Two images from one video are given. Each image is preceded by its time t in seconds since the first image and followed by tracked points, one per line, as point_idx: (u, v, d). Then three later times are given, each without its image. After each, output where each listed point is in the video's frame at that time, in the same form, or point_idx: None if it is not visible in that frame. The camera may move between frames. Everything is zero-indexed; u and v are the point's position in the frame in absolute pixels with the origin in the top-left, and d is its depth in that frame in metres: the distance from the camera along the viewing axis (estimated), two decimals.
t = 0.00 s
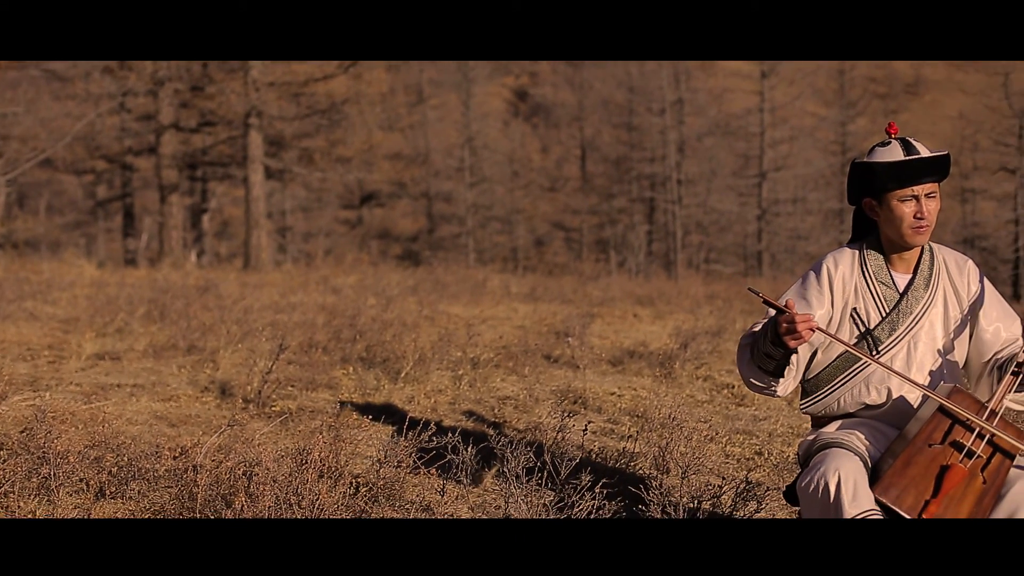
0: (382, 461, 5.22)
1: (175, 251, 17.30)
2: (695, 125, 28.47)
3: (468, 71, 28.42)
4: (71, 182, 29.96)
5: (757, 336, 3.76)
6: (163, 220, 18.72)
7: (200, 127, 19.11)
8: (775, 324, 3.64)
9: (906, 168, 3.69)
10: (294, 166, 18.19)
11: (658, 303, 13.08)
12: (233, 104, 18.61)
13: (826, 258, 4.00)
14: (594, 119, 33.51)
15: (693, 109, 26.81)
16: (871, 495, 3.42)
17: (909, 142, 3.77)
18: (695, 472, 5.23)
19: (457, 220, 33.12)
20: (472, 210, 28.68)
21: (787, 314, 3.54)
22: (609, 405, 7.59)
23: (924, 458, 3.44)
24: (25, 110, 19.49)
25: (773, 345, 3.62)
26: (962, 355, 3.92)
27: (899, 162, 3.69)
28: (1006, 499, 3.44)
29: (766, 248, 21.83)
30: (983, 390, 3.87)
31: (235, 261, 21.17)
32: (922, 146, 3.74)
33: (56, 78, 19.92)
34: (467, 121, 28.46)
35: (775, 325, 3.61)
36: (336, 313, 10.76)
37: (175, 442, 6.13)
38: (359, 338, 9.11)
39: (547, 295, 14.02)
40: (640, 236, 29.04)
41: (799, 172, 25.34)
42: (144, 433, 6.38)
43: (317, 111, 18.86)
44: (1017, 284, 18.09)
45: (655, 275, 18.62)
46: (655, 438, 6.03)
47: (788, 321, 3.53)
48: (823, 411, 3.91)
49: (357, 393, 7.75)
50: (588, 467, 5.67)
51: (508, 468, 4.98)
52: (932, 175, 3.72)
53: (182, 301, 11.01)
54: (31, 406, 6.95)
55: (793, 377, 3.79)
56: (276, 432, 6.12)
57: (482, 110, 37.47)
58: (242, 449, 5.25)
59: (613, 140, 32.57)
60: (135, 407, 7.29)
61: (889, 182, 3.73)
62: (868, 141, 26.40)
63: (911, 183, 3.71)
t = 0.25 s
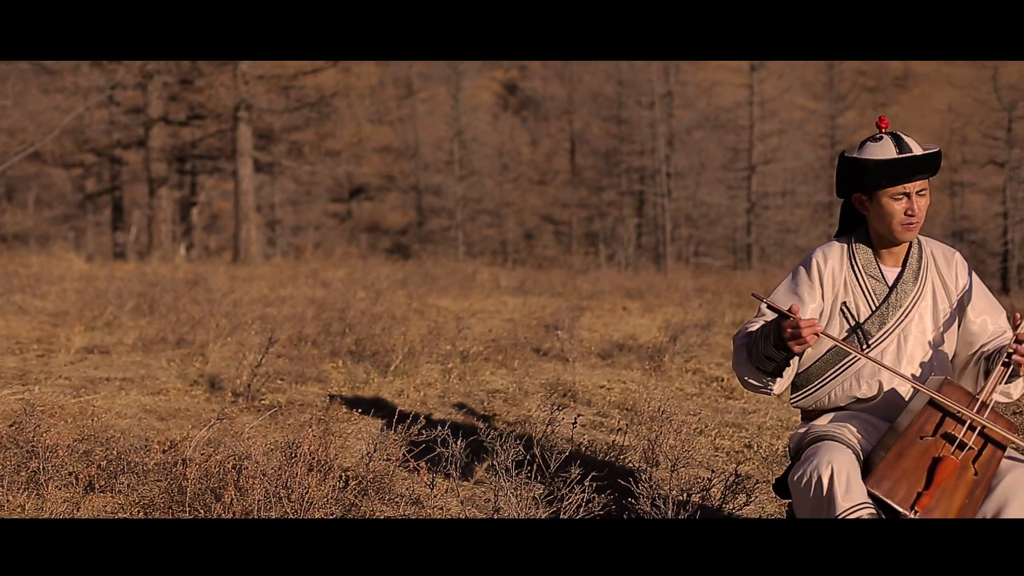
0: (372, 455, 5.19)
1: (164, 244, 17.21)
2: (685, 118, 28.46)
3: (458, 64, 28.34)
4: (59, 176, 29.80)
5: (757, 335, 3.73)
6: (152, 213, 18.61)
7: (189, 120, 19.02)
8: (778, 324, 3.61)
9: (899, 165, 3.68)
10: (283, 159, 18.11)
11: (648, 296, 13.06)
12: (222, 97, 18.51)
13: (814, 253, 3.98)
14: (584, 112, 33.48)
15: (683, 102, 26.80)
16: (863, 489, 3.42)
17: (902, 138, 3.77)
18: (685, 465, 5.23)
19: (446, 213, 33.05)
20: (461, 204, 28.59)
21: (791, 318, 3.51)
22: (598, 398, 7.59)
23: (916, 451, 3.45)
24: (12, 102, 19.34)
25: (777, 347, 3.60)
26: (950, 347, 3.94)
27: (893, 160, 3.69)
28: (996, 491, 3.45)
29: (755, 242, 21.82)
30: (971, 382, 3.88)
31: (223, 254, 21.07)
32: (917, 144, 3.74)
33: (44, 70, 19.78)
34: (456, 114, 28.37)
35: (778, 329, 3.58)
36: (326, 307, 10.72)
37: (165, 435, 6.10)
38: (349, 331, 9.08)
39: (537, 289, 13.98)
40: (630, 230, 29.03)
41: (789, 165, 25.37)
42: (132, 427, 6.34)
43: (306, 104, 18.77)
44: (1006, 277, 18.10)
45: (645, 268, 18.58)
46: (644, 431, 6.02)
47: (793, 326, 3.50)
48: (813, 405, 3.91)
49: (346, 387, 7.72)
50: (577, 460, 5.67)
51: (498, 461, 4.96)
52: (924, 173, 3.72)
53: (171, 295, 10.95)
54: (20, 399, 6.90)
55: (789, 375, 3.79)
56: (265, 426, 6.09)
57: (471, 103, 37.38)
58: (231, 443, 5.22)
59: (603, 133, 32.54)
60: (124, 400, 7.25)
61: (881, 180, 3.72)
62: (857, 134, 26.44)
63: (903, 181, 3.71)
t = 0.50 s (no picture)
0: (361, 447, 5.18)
1: (152, 237, 17.13)
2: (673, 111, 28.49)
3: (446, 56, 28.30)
4: (46, 169, 29.62)
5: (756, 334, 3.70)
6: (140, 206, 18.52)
7: (178, 113, 18.95)
8: (783, 323, 3.57)
9: (890, 170, 3.66)
10: (272, 152, 18.04)
11: (636, 289, 13.06)
12: (210, 90, 18.46)
13: (803, 247, 3.97)
14: (572, 105, 33.46)
15: (671, 95, 26.84)
16: (858, 482, 3.40)
17: (893, 139, 3.73)
18: (673, 458, 5.23)
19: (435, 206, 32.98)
20: (449, 197, 28.54)
21: (797, 323, 3.47)
22: (587, 391, 7.59)
23: (909, 442, 3.45)
24: None
25: (780, 348, 3.57)
26: (939, 340, 3.95)
27: (884, 166, 3.66)
28: (987, 481, 3.47)
29: (743, 235, 21.89)
30: (958, 371, 3.90)
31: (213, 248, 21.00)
32: (909, 147, 3.70)
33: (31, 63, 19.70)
34: (445, 107, 28.33)
35: (783, 333, 3.54)
36: (314, 300, 10.68)
37: (153, 428, 6.08)
38: (337, 324, 9.06)
39: (526, 282, 13.97)
40: (618, 222, 29.03)
41: (777, 158, 25.41)
42: (123, 421, 6.30)
43: (294, 97, 18.74)
44: (994, 270, 18.16)
45: (633, 261, 18.58)
46: (633, 424, 6.03)
47: (800, 331, 3.45)
48: (803, 399, 3.90)
49: (335, 380, 7.70)
50: (565, 452, 5.67)
51: (487, 454, 4.93)
52: (915, 178, 3.70)
53: (159, 288, 10.90)
54: (7, 394, 6.83)
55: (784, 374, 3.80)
56: (253, 419, 6.07)
57: (459, 96, 37.33)
58: (217, 437, 5.19)
59: (591, 126, 32.53)
60: (113, 394, 7.22)
61: (871, 182, 3.70)
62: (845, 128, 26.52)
63: (893, 184, 3.69)
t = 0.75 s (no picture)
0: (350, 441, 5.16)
1: (139, 231, 17.04)
2: (661, 104, 28.50)
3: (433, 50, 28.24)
4: (32, 163, 29.45)
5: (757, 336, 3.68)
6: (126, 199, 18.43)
7: (165, 107, 18.85)
8: (787, 327, 3.54)
9: (874, 171, 3.65)
10: (259, 146, 17.98)
11: (624, 283, 13.06)
12: (197, 83, 18.37)
13: (790, 242, 3.95)
14: (560, 99, 33.46)
15: (659, 89, 26.87)
16: (849, 476, 3.40)
17: (876, 138, 3.72)
18: (662, 451, 5.23)
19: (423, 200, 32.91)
20: (437, 191, 28.47)
21: (801, 326, 3.45)
22: (575, 385, 7.59)
23: (899, 436, 3.46)
24: None
25: (783, 352, 3.55)
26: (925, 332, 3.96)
27: (869, 167, 3.65)
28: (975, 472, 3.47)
29: (731, 228, 21.93)
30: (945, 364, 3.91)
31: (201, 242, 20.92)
32: (892, 147, 3.69)
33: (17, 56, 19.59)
34: (433, 101, 28.27)
35: (787, 336, 3.51)
36: (302, 294, 10.65)
37: (142, 422, 6.05)
38: (325, 318, 9.03)
39: (513, 275, 13.96)
40: (607, 216, 29.04)
41: (765, 152, 25.47)
42: (111, 415, 6.27)
43: (282, 91, 18.67)
44: (981, 263, 18.23)
45: (621, 255, 18.59)
46: (621, 417, 6.03)
47: (805, 334, 3.43)
48: (791, 394, 3.87)
49: (323, 374, 7.68)
50: (554, 446, 5.66)
51: (476, 447, 4.92)
52: (900, 177, 3.69)
53: (147, 283, 10.86)
54: None
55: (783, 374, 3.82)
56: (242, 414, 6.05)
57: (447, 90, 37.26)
58: (207, 431, 5.16)
59: (579, 120, 32.52)
60: (101, 388, 7.18)
61: (856, 182, 3.69)
62: (832, 121, 26.62)
63: (879, 183, 3.68)
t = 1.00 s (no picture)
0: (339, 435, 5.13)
1: (127, 226, 16.94)
2: (650, 98, 28.51)
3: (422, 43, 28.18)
4: (19, 157, 29.27)
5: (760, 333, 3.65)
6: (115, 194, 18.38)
7: (153, 101, 18.75)
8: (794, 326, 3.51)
9: (866, 170, 3.64)
10: (248, 140, 17.91)
11: (613, 277, 13.06)
12: (185, 77, 18.28)
13: (779, 237, 3.94)
14: (549, 93, 33.43)
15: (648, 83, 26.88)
16: (839, 470, 3.41)
17: (865, 135, 3.71)
18: (651, 445, 5.23)
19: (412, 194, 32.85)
20: (426, 185, 28.38)
21: (809, 329, 3.41)
22: (564, 378, 7.59)
23: (888, 429, 3.46)
24: None
25: (789, 353, 3.51)
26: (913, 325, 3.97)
27: (860, 165, 3.64)
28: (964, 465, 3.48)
29: (720, 223, 21.96)
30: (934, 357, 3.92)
31: (189, 237, 20.83)
32: (882, 143, 3.69)
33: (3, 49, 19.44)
34: (422, 95, 28.20)
35: (794, 338, 3.47)
36: (291, 288, 10.61)
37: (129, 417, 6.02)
38: (314, 312, 9.00)
39: (503, 270, 13.94)
40: (596, 210, 29.04)
41: (754, 146, 25.51)
42: (98, 409, 6.23)
43: (271, 85, 18.59)
44: (969, 257, 18.30)
45: (610, 249, 18.59)
46: (610, 412, 6.03)
47: (813, 337, 3.40)
48: (781, 387, 3.87)
49: (312, 368, 7.65)
50: (543, 440, 5.65)
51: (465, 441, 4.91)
52: (891, 174, 3.69)
53: (135, 277, 10.80)
54: None
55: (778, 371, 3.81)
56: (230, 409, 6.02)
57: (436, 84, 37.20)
58: (196, 425, 5.13)
59: (568, 114, 32.52)
60: (89, 382, 7.14)
61: (848, 181, 3.68)
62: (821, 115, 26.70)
63: (871, 181, 3.67)
